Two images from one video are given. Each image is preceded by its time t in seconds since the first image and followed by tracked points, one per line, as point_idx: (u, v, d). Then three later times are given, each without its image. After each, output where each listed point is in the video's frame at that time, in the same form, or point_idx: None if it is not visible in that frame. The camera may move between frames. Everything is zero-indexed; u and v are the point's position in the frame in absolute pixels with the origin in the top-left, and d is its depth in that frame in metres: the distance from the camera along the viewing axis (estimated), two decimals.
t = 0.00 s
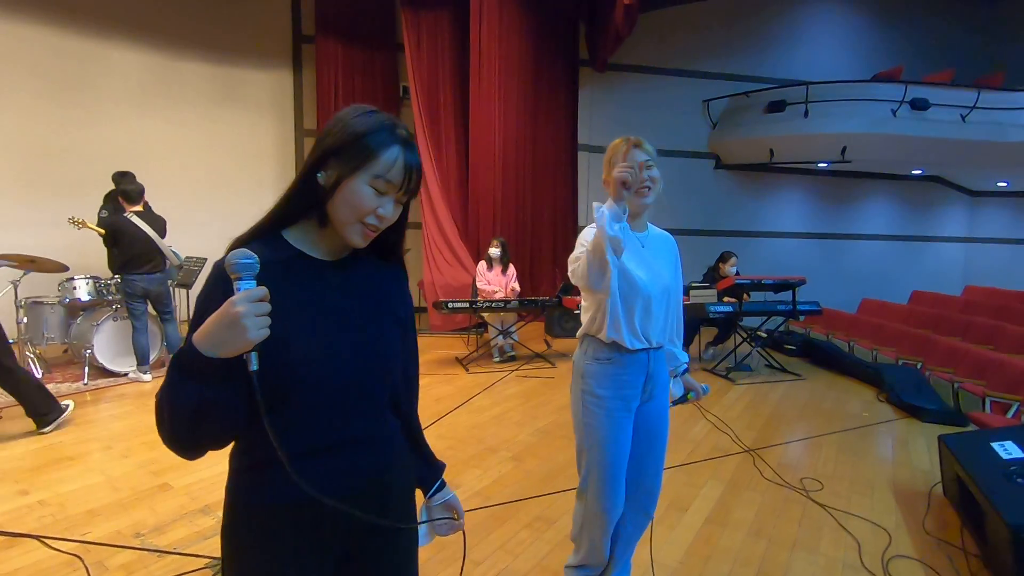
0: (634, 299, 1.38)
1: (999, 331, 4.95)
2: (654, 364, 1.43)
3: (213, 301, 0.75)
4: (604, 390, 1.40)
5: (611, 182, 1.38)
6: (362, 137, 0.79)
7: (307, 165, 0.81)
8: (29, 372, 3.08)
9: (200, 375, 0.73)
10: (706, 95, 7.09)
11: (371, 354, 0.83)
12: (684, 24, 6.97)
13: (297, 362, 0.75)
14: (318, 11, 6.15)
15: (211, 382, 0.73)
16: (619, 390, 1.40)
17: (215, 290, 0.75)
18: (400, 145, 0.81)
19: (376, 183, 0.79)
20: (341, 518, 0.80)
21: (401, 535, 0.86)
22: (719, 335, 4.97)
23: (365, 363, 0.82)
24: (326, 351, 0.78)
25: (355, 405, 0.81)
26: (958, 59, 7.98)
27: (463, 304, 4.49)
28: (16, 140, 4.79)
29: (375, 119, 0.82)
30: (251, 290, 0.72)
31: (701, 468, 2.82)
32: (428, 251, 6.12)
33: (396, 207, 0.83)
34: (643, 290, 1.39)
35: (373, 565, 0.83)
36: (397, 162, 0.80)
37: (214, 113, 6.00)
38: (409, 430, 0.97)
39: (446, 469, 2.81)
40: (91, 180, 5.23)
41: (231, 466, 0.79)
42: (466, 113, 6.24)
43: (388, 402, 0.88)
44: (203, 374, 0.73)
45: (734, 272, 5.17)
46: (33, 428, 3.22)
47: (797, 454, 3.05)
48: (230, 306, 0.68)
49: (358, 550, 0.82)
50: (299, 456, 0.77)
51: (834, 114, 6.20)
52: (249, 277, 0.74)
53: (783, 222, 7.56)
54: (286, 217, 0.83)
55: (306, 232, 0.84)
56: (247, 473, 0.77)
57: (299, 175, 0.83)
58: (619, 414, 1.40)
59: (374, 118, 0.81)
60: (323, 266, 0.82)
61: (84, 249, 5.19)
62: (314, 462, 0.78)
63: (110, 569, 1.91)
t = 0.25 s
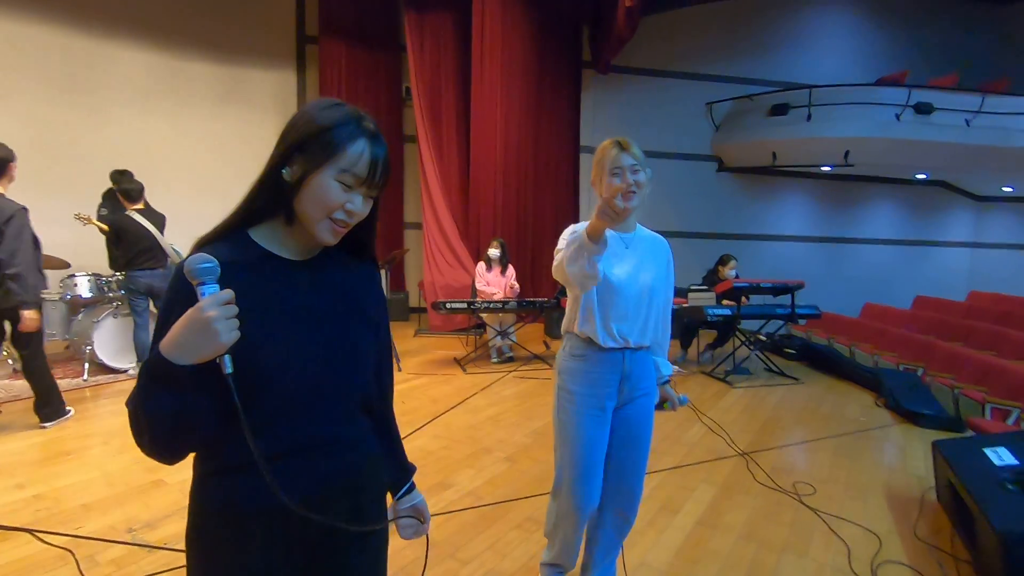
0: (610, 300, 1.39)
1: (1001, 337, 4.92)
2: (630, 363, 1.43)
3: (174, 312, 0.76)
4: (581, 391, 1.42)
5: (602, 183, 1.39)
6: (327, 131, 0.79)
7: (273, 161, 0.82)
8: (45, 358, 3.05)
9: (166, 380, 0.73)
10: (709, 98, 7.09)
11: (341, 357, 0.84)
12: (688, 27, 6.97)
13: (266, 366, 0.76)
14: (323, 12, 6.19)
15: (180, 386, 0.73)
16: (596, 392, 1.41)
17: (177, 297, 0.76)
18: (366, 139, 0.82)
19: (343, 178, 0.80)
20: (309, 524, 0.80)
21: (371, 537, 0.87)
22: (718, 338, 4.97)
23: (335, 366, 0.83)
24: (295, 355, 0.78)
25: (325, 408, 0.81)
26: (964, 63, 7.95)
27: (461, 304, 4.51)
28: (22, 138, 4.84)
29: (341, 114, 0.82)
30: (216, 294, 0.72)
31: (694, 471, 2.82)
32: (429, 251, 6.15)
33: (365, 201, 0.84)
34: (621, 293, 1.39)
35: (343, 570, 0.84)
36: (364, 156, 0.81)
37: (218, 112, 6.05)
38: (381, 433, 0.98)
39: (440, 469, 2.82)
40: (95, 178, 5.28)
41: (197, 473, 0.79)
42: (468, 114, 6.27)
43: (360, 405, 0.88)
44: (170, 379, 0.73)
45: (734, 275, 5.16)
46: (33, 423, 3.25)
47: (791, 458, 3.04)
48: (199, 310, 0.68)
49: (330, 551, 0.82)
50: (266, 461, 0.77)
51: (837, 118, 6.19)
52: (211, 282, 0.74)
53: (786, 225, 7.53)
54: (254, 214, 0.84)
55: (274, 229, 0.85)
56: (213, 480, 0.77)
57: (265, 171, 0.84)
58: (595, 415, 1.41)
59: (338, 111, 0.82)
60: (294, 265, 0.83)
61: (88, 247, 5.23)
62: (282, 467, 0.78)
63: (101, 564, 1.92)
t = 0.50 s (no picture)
0: (594, 299, 1.39)
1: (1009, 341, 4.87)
2: (609, 365, 1.43)
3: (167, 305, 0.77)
4: (558, 388, 1.44)
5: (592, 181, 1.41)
6: (331, 128, 0.81)
7: (275, 159, 0.83)
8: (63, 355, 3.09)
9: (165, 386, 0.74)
10: (715, 101, 7.07)
11: (335, 361, 0.85)
12: (694, 30, 6.97)
13: (261, 370, 0.77)
14: (330, 18, 6.25)
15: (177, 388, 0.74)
16: (573, 390, 1.43)
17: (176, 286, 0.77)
18: (368, 135, 0.84)
19: (349, 173, 0.82)
20: (299, 530, 0.81)
21: (365, 539, 0.88)
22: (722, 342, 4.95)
23: (331, 371, 0.84)
24: (287, 364, 0.79)
25: (318, 413, 0.82)
26: (972, 66, 7.91)
27: (465, 307, 4.52)
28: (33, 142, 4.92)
29: (343, 111, 0.84)
30: (222, 295, 0.73)
31: (694, 473, 2.81)
32: (433, 254, 6.18)
33: (370, 197, 0.86)
34: (605, 294, 1.39)
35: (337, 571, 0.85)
36: (367, 152, 0.83)
37: (226, 116, 6.11)
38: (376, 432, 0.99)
39: (440, 470, 2.83)
40: (104, 182, 5.35)
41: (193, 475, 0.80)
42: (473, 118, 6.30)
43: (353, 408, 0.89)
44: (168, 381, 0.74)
45: (738, 278, 5.15)
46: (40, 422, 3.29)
47: (793, 461, 3.03)
48: (204, 312, 0.70)
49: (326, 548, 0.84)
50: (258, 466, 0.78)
51: (843, 121, 6.16)
52: (216, 282, 0.75)
53: (792, 229, 7.50)
54: (258, 213, 0.85)
55: (276, 228, 0.85)
56: (209, 483, 0.78)
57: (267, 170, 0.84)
58: (571, 412, 1.43)
59: (340, 109, 0.84)
60: (288, 265, 0.84)
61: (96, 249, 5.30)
62: (275, 472, 0.79)
63: (102, 560, 1.95)
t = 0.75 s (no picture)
0: (581, 305, 1.39)
1: (1016, 341, 4.85)
2: (592, 369, 1.43)
3: (216, 306, 0.70)
4: (540, 391, 1.44)
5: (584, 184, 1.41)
6: (369, 122, 0.76)
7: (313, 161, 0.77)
8: (80, 354, 3.22)
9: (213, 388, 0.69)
10: (718, 101, 7.06)
11: (386, 364, 0.80)
12: (697, 30, 6.96)
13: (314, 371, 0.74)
14: (333, 21, 6.28)
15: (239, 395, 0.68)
16: (554, 393, 1.43)
17: (225, 286, 0.70)
18: (408, 128, 0.78)
19: (392, 168, 0.76)
20: (345, 545, 0.76)
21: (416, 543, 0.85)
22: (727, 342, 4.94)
23: (383, 371, 0.80)
24: (336, 366, 0.75)
25: (365, 418, 0.78)
26: (976, 65, 7.89)
27: (469, 307, 4.53)
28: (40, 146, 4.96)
29: (378, 105, 0.78)
30: (312, 287, 0.69)
31: (699, 473, 2.81)
32: (437, 255, 6.20)
33: (413, 193, 0.80)
34: (591, 300, 1.39)
35: None
36: (408, 144, 0.77)
37: (231, 119, 6.14)
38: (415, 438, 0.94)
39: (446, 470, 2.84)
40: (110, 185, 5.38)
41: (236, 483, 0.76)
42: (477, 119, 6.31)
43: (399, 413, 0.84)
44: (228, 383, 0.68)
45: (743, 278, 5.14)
46: (48, 423, 3.31)
47: (799, 462, 3.02)
48: (307, 306, 0.66)
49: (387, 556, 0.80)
50: (304, 474, 0.73)
51: (847, 120, 6.14)
52: (302, 273, 0.71)
53: (797, 229, 7.48)
54: (298, 219, 0.79)
55: (318, 233, 0.80)
56: (253, 491, 0.74)
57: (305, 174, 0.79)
58: (553, 414, 1.44)
59: (376, 103, 0.78)
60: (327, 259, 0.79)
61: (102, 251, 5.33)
62: (325, 483, 0.74)
63: (112, 559, 1.96)
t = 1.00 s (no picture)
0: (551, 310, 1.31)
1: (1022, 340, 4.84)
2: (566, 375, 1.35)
3: (292, 304, 0.67)
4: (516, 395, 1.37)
5: (559, 184, 1.33)
6: (415, 114, 0.72)
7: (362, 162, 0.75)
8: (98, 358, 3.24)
9: (291, 394, 0.65)
10: (719, 104, 7.09)
11: (460, 358, 0.76)
12: (697, 35, 7.00)
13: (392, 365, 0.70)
14: (336, 29, 6.31)
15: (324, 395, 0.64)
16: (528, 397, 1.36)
17: (297, 284, 0.67)
18: (455, 118, 0.74)
19: (441, 160, 0.72)
20: (431, 558, 0.71)
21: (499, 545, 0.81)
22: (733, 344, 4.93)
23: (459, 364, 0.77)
24: (410, 362, 0.72)
25: (443, 414, 0.75)
26: (976, 66, 7.91)
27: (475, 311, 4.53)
28: (45, 155, 4.99)
29: (424, 97, 0.75)
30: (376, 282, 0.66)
31: (709, 475, 2.80)
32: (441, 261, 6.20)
33: (465, 185, 0.75)
34: (563, 304, 1.31)
35: None
36: (456, 134, 0.73)
37: (234, 127, 6.17)
38: (496, 444, 0.88)
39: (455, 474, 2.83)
40: (115, 193, 5.40)
41: (320, 494, 0.72)
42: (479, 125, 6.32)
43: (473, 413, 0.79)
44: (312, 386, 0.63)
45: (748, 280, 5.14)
46: (56, 431, 3.31)
47: (810, 463, 3.00)
48: (374, 295, 0.63)
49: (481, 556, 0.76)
50: (390, 477, 0.70)
51: (849, 122, 6.15)
52: (364, 270, 0.69)
53: (799, 231, 7.48)
54: (352, 222, 0.76)
55: (373, 233, 0.77)
56: (338, 499, 0.70)
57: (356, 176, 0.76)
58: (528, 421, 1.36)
59: (421, 96, 0.75)
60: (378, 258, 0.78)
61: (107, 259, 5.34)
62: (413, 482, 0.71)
63: (125, 566, 1.96)
